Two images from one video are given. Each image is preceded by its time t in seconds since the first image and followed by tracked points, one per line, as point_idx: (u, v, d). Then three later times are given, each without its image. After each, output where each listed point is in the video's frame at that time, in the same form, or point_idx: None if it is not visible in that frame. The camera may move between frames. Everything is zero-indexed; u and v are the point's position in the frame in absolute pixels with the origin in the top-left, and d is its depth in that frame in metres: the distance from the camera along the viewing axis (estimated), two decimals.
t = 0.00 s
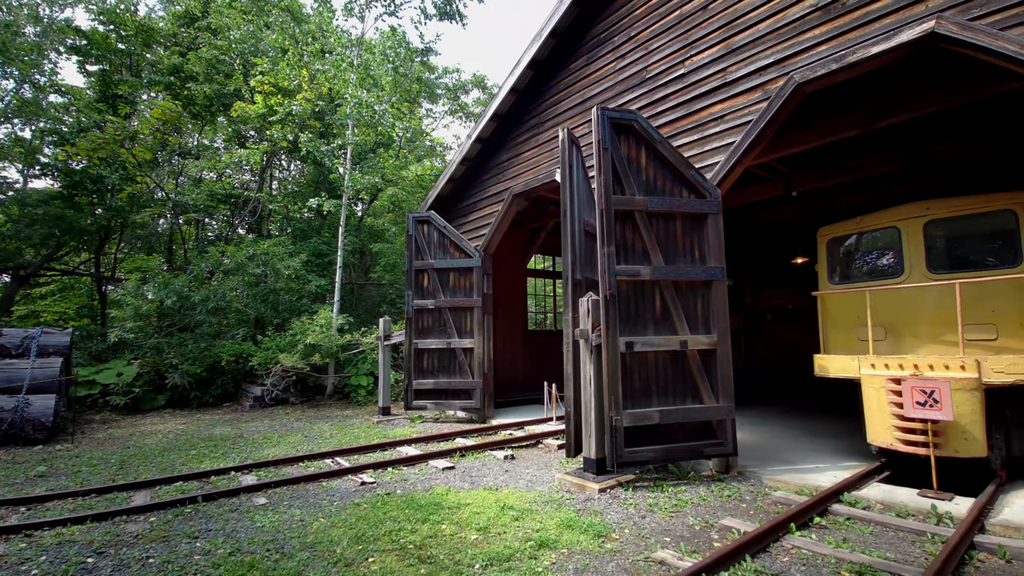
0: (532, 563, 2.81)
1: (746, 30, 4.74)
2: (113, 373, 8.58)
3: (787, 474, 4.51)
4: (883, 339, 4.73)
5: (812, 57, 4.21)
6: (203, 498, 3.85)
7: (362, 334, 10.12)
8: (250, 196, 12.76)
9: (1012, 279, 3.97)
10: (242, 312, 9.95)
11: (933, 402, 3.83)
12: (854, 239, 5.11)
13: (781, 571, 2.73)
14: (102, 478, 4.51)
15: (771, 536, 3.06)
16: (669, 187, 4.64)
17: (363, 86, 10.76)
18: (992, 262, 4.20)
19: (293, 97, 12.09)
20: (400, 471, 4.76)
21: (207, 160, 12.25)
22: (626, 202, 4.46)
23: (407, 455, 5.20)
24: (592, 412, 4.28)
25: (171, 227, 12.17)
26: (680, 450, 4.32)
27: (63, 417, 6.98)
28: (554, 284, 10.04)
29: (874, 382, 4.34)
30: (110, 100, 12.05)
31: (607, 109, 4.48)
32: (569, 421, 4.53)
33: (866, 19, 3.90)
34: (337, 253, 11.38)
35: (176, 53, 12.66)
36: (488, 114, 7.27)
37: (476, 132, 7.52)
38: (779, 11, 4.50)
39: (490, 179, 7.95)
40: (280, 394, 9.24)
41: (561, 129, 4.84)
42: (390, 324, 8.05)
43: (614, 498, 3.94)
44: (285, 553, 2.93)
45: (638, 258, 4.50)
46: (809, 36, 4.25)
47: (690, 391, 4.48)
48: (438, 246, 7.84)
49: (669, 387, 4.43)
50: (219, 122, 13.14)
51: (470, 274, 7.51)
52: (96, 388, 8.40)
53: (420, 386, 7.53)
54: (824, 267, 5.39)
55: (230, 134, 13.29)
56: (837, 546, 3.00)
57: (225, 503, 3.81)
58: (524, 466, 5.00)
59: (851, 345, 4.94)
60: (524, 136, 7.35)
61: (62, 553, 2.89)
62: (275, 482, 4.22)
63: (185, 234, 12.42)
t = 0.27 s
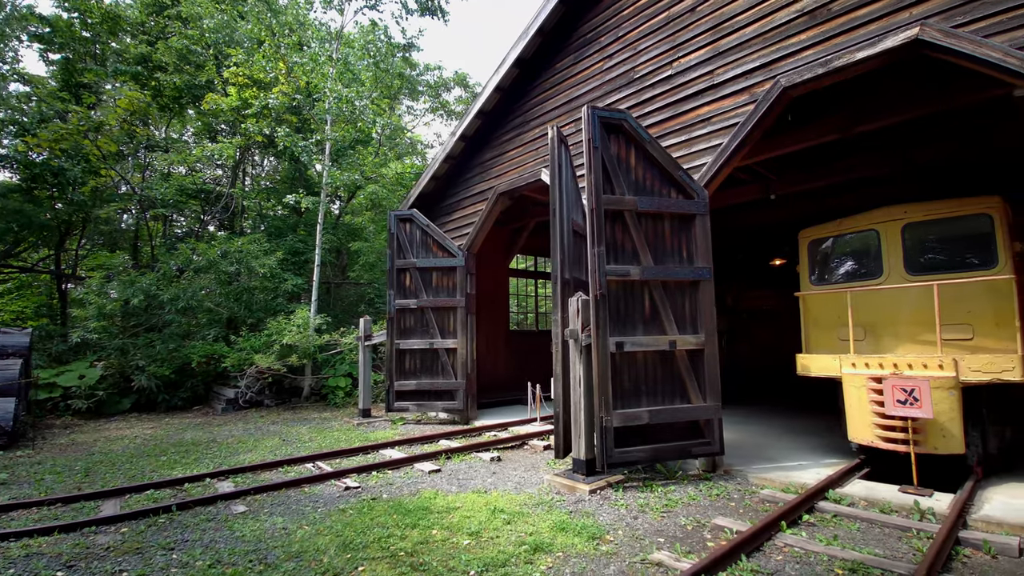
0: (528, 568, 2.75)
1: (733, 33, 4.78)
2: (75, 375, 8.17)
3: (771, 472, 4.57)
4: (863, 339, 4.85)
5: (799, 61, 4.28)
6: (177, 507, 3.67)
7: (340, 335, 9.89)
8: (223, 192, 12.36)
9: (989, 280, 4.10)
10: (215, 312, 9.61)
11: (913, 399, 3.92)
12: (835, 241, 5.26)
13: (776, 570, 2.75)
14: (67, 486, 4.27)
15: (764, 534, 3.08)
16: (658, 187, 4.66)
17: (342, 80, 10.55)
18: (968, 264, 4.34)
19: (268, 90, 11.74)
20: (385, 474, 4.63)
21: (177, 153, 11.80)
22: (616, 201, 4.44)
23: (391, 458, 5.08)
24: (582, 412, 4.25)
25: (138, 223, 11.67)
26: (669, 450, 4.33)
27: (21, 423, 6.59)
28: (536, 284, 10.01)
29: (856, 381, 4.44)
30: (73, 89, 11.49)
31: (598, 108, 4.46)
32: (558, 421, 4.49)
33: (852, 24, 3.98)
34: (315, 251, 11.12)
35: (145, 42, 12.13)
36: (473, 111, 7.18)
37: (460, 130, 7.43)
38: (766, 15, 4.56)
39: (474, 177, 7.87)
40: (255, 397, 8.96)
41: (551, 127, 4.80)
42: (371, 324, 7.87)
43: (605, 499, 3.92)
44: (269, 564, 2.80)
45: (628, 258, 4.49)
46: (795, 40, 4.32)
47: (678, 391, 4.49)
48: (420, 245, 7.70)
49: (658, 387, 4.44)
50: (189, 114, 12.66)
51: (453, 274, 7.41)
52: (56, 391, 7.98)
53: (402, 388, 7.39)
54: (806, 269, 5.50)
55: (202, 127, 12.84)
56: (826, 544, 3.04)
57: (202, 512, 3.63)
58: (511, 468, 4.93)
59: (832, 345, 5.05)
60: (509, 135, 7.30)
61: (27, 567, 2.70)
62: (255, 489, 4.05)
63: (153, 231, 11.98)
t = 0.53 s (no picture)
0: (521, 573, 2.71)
1: (717, 38, 4.86)
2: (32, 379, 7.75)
3: (752, 470, 4.65)
4: (839, 340, 4.99)
5: (781, 68, 4.37)
6: (149, 517, 3.50)
7: (316, 335, 9.67)
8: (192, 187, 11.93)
9: (959, 283, 4.28)
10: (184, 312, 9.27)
11: (888, 399, 4.04)
12: (813, 244, 5.40)
13: (765, 569, 2.78)
14: (26, 496, 4.03)
15: (751, 534, 3.12)
16: (644, 189, 4.69)
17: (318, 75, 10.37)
18: (938, 268, 4.51)
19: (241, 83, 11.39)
20: (367, 479, 4.52)
21: (144, 146, 11.33)
22: (603, 203, 4.45)
23: (373, 463, 4.97)
24: (568, 414, 4.24)
25: (101, 219, 11.15)
26: (653, 451, 4.37)
27: None
28: (517, 285, 9.98)
29: (833, 381, 4.56)
30: (33, 79, 10.86)
31: (585, 109, 4.46)
32: (543, 423, 4.47)
33: (833, 33, 4.09)
34: (289, 250, 10.84)
35: (110, 30, 11.53)
36: (456, 110, 7.10)
37: (443, 128, 7.34)
38: (749, 22, 4.64)
39: (456, 177, 7.79)
40: (226, 400, 8.65)
41: (538, 127, 4.78)
42: (350, 325, 7.70)
43: (592, 501, 3.91)
44: None
45: (614, 260, 4.50)
46: (778, 48, 4.41)
47: (663, 392, 4.53)
48: (400, 245, 7.58)
49: (643, 388, 4.46)
50: (155, 106, 12.17)
51: (434, 274, 7.32)
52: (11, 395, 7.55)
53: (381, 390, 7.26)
54: (785, 272, 5.62)
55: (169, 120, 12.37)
56: (811, 541, 3.10)
57: (176, 523, 3.47)
58: (496, 470, 4.89)
59: (810, 346, 5.18)
60: (492, 135, 7.25)
61: None
62: (231, 497, 3.90)
63: (115, 228, 11.40)
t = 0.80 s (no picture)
0: None
1: (697, 40, 4.91)
2: None
3: (730, 467, 4.70)
4: (812, 338, 5.10)
5: (759, 70, 4.44)
6: (111, 526, 3.31)
7: (288, 335, 9.40)
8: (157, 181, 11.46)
9: (927, 283, 4.43)
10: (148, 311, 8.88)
11: (860, 395, 4.14)
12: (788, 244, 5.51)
13: (749, 564, 2.81)
14: None
15: (733, 531, 3.14)
16: (625, 188, 4.70)
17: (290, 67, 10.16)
18: (907, 268, 4.66)
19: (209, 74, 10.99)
20: (344, 483, 4.39)
21: (105, 138, 10.82)
22: (586, 201, 4.44)
23: (349, 465, 4.83)
24: (551, 413, 4.21)
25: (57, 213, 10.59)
26: (635, 449, 4.38)
27: None
28: (495, 285, 9.92)
29: (808, 379, 4.65)
30: None
31: (568, 107, 4.44)
32: (525, 423, 4.42)
33: (810, 37, 4.18)
34: (261, 247, 10.52)
35: (69, 16, 10.87)
36: (435, 106, 7.00)
37: (421, 124, 7.23)
38: (729, 24, 4.70)
39: (434, 174, 7.68)
40: (193, 402, 8.28)
41: (519, 124, 4.73)
42: (324, 324, 7.50)
43: (574, 500, 3.88)
44: None
45: (596, 258, 4.49)
46: (757, 50, 4.48)
47: (644, 391, 4.54)
48: (377, 242, 7.43)
49: (625, 386, 4.47)
50: (117, 96, 11.62)
51: (412, 272, 7.21)
52: None
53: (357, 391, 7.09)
54: (760, 272, 5.72)
55: (132, 112, 11.85)
56: (791, 536, 3.14)
57: (140, 532, 3.29)
58: (476, 471, 4.82)
59: (785, 344, 5.28)
60: (471, 132, 7.18)
61: None
62: (199, 504, 3.72)
63: (73, 223, 10.64)
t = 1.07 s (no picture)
0: None
1: (679, 37, 4.90)
2: None
3: (709, 464, 4.71)
4: (789, 335, 5.17)
5: (740, 69, 4.46)
6: (66, 536, 3.11)
7: (259, 334, 9.11)
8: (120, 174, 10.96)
9: (900, 280, 4.53)
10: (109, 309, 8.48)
11: (836, 390, 4.19)
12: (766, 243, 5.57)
13: (734, 562, 2.79)
14: None
15: (717, 528, 3.13)
16: (608, 184, 4.67)
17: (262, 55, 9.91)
18: (881, 266, 4.77)
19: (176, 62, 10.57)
20: (318, 487, 4.22)
21: (62, 127, 10.29)
22: (568, 197, 4.38)
23: (323, 468, 4.66)
24: (532, 412, 4.13)
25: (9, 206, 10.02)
26: (617, 447, 4.35)
27: None
28: (473, 283, 9.81)
29: (785, 375, 4.70)
30: None
31: (550, 101, 4.37)
32: (506, 422, 4.33)
33: (790, 36, 4.21)
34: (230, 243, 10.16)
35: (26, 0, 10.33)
36: (414, 100, 6.85)
37: (399, 118, 7.07)
38: (710, 23, 4.71)
39: (411, 169, 7.52)
40: (156, 404, 7.85)
41: (500, 118, 4.63)
42: (297, 322, 7.26)
43: (556, 500, 3.82)
44: None
45: (578, 254, 4.44)
46: (738, 48, 4.50)
47: (626, 388, 4.52)
48: (352, 238, 7.24)
49: (607, 384, 4.43)
50: (77, 84, 11.05)
51: (389, 269, 7.05)
52: None
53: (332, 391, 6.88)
54: (739, 270, 5.76)
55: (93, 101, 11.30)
56: (773, 532, 3.15)
57: (98, 543, 3.09)
58: (455, 472, 4.71)
59: (762, 341, 5.33)
60: (451, 127, 7.05)
61: None
62: (162, 512, 3.52)
63: (28, 218, 10.20)
